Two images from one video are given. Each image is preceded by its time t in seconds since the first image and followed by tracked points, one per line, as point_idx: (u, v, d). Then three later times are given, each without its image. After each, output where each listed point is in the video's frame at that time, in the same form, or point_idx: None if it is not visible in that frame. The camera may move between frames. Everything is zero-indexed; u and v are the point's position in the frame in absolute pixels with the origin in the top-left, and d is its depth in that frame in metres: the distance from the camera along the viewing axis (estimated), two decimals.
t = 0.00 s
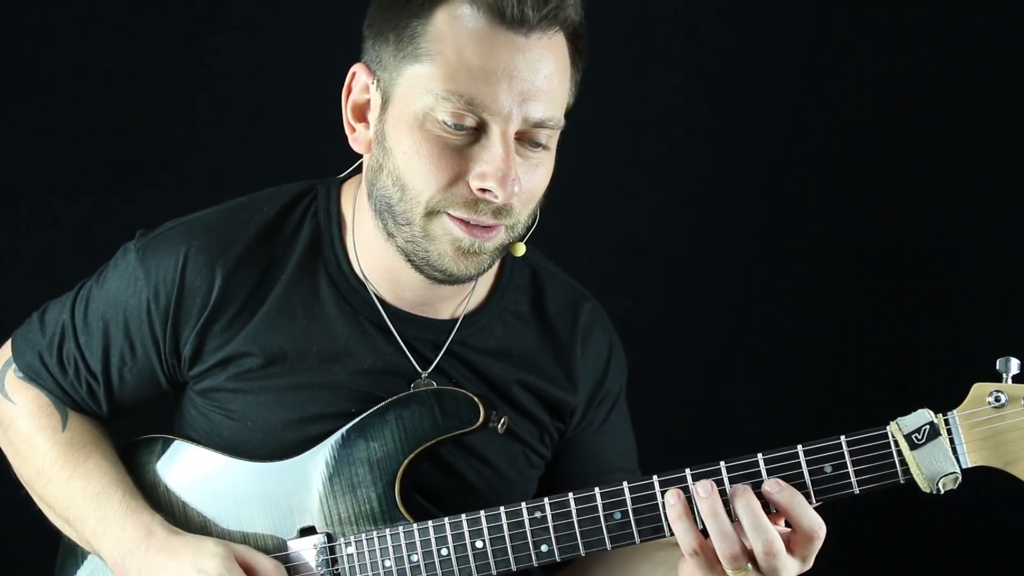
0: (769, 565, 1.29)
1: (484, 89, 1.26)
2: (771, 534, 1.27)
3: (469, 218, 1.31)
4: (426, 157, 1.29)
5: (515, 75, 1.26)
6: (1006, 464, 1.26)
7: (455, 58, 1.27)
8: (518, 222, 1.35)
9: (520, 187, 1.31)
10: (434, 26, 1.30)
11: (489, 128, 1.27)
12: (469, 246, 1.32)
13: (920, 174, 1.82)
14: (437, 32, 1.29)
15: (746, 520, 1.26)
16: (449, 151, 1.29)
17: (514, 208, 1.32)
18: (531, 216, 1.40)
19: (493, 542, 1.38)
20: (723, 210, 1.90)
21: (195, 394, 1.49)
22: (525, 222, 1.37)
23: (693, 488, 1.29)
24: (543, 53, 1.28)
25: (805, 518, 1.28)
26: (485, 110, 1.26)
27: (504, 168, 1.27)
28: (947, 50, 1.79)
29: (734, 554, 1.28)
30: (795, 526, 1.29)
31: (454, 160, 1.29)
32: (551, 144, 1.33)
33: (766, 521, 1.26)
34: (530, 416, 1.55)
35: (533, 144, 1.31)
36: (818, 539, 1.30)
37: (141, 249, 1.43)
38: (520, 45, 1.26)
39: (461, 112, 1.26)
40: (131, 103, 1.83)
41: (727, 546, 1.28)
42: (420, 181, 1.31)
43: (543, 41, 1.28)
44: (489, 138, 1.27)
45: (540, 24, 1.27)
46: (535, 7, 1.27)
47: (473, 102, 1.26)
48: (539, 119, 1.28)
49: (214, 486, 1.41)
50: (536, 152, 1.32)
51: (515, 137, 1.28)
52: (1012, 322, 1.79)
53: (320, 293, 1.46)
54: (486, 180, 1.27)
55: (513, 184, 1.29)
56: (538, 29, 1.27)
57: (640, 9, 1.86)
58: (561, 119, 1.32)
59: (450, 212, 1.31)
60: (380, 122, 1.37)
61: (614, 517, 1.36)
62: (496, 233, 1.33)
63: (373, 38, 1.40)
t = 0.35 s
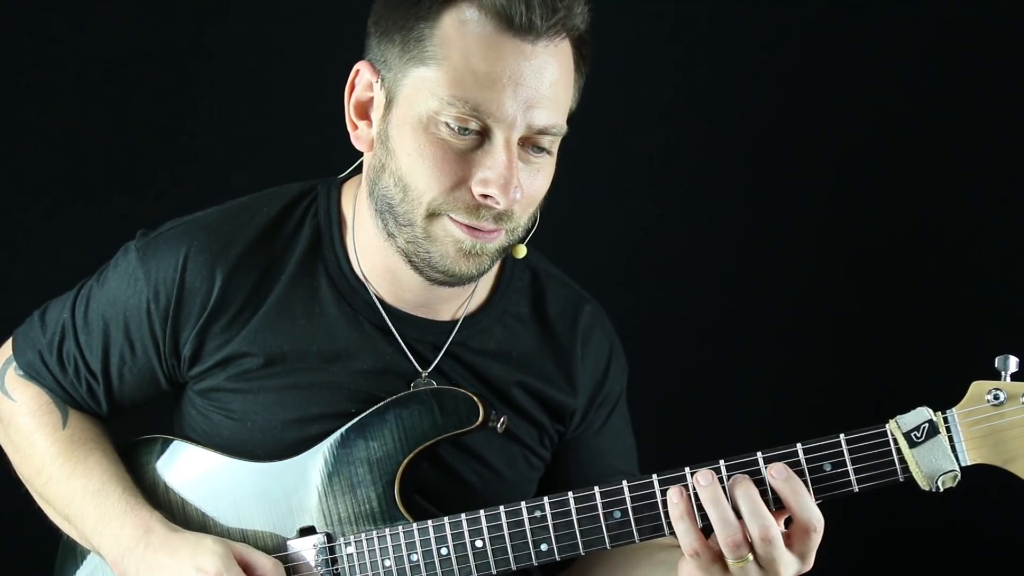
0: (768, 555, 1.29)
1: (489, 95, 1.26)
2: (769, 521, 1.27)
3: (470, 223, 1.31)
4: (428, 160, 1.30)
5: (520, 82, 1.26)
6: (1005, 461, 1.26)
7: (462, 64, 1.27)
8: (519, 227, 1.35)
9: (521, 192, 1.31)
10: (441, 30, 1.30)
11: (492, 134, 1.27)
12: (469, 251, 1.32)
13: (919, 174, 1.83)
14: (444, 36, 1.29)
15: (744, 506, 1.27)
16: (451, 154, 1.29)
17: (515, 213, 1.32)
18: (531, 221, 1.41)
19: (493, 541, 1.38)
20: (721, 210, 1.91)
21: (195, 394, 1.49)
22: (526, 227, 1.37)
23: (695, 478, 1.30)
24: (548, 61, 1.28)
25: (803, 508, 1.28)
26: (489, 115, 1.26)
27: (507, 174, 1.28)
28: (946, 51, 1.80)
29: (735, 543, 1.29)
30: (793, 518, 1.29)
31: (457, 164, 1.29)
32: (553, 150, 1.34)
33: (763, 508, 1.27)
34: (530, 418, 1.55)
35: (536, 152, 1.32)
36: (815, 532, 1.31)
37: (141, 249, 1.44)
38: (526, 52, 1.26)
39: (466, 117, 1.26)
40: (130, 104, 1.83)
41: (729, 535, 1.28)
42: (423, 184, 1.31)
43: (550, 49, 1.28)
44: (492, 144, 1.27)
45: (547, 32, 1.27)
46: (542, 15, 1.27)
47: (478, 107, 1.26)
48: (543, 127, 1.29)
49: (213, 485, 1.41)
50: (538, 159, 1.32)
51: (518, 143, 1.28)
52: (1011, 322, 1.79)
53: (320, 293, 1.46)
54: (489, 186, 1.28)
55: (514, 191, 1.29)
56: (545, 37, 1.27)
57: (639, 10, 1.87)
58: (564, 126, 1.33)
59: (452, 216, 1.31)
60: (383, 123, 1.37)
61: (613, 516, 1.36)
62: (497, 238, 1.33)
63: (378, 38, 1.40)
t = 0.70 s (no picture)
0: (766, 557, 1.30)
1: (488, 96, 1.26)
2: (766, 522, 1.27)
3: (468, 223, 1.31)
4: (427, 159, 1.30)
5: (520, 82, 1.26)
6: (1004, 462, 1.26)
7: (461, 64, 1.27)
8: (517, 227, 1.35)
9: (520, 193, 1.31)
10: (441, 30, 1.30)
11: (491, 134, 1.27)
12: (467, 251, 1.32)
13: (920, 174, 1.82)
14: (444, 35, 1.29)
15: (743, 509, 1.27)
16: (450, 154, 1.29)
17: (513, 213, 1.32)
18: (529, 220, 1.41)
19: (493, 542, 1.38)
20: (722, 210, 1.91)
21: (194, 395, 1.49)
22: (524, 227, 1.37)
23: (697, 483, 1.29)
24: (547, 61, 1.28)
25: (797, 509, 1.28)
26: (488, 116, 1.26)
27: (505, 175, 1.28)
28: (947, 51, 1.79)
29: (734, 547, 1.29)
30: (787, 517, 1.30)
31: (455, 164, 1.29)
32: (552, 151, 1.33)
33: (761, 510, 1.27)
34: (529, 419, 1.55)
35: (534, 152, 1.32)
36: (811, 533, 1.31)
37: (141, 250, 1.44)
38: (525, 53, 1.26)
39: (465, 117, 1.27)
40: (130, 104, 1.83)
41: (729, 539, 1.28)
42: (421, 184, 1.31)
43: (549, 49, 1.28)
44: (491, 144, 1.27)
45: (547, 32, 1.27)
46: (542, 15, 1.27)
47: (477, 107, 1.26)
48: (542, 127, 1.29)
49: (213, 485, 1.41)
50: (536, 160, 1.32)
51: (517, 143, 1.28)
52: (1011, 322, 1.79)
53: (319, 294, 1.46)
54: (487, 186, 1.28)
55: (513, 191, 1.29)
56: (545, 37, 1.27)
57: (640, 10, 1.86)
58: (563, 127, 1.32)
59: (450, 215, 1.31)
60: (382, 122, 1.37)
61: (613, 517, 1.36)
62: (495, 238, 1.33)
63: (378, 37, 1.40)
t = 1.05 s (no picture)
0: (769, 564, 1.31)
1: (489, 97, 1.26)
2: (772, 534, 1.28)
3: (469, 225, 1.31)
4: (427, 161, 1.29)
5: (520, 83, 1.26)
6: (1004, 463, 1.26)
7: (461, 65, 1.27)
8: (518, 228, 1.35)
9: (520, 194, 1.31)
10: (441, 32, 1.29)
11: (492, 135, 1.27)
12: (468, 252, 1.32)
13: (920, 173, 1.82)
14: (444, 37, 1.29)
15: (749, 519, 1.28)
16: (450, 156, 1.29)
17: (514, 215, 1.32)
18: (530, 222, 1.40)
19: (493, 542, 1.38)
20: (721, 209, 1.90)
21: (194, 397, 1.49)
22: (524, 228, 1.37)
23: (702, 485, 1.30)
24: (548, 62, 1.28)
25: (806, 520, 1.29)
26: (489, 117, 1.26)
27: (506, 176, 1.28)
28: (947, 50, 1.79)
29: (738, 553, 1.29)
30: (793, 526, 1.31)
31: (456, 166, 1.29)
32: (552, 152, 1.33)
33: (767, 521, 1.28)
34: (529, 419, 1.55)
35: (535, 154, 1.31)
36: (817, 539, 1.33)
37: (140, 253, 1.44)
38: (526, 54, 1.26)
39: (465, 118, 1.26)
40: (128, 106, 1.83)
41: (733, 544, 1.29)
42: (422, 185, 1.31)
43: (550, 50, 1.28)
44: (491, 145, 1.27)
45: (548, 34, 1.27)
46: (543, 17, 1.26)
47: (477, 109, 1.26)
48: (542, 129, 1.28)
49: (213, 486, 1.41)
50: (537, 161, 1.32)
51: (517, 144, 1.28)
52: (1011, 321, 1.79)
53: (319, 295, 1.46)
54: (488, 188, 1.28)
55: (513, 192, 1.29)
56: (545, 39, 1.27)
57: (639, 8, 1.86)
58: (564, 128, 1.32)
59: (451, 217, 1.31)
60: (382, 123, 1.36)
61: (613, 517, 1.36)
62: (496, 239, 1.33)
63: (378, 39, 1.39)
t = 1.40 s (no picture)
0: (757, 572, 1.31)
1: (488, 98, 1.26)
2: (759, 542, 1.28)
3: (469, 228, 1.30)
4: (427, 164, 1.29)
5: (520, 84, 1.26)
6: (1004, 463, 1.26)
7: (460, 66, 1.27)
8: (518, 230, 1.34)
9: (520, 195, 1.31)
10: (439, 33, 1.30)
11: (491, 136, 1.27)
12: (468, 255, 1.32)
13: (920, 174, 1.82)
14: (443, 38, 1.29)
15: (734, 527, 1.28)
16: (450, 158, 1.28)
17: (514, 217, 1.31)
18: (529, 223, 1.40)
19: (494, 542, 1.38)
20: (721, 210, 1.90)
21: (194, 397, 1.49)
22: (524, 230, 1.37)
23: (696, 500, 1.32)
24: (546, 62, 1.28)
25: (797, 531, 1.29)
26: (488, 118, 1.26)
27: (505, 177, 1.27)
28: (948, 50, 1.79)
29: (728, 566, 1.30)
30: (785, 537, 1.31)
31: (455, 167, 1.28)
32: (552, 153, 1.33)
33: (754, 530, 1.28)
34: (529, 419, 1.55)
35: (535, 156, 1.31)
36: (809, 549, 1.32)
37: (140, 253, 1.44)
38: (525, 55, 1.26)
39: (465, 120, 1.26)
40: (128, 106, 1.83)
41: (723, 557, 1.29)
42: (422, 188, 1.31)
43: (548, 51, 1.28)
44: (491, 146, 1.27)
45: (546, 34, 1.27)
46: (541, 17, 1.27)
47: (477, 110, 1.26)
48: (542, 130, 1.28)
49: (213, 486, 1.41)
50: (536, 163, 1.32)
51: (517, 146, 1.28)
52: (1011, 322, 1.79)
53: (319, 296, 1.46)
54: (487, 189, 1.27)
55: (513, 194, 1.29)
56: (544, 40, 1.27)
57: (640, 9, 1.86)
58: (563, 129, 1.32)
59: (451, 220, 1.31)
60: (381, 125, 1.36)
61: (614, 517, 1.36)
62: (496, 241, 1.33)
63: (376, 41, 1.39)
